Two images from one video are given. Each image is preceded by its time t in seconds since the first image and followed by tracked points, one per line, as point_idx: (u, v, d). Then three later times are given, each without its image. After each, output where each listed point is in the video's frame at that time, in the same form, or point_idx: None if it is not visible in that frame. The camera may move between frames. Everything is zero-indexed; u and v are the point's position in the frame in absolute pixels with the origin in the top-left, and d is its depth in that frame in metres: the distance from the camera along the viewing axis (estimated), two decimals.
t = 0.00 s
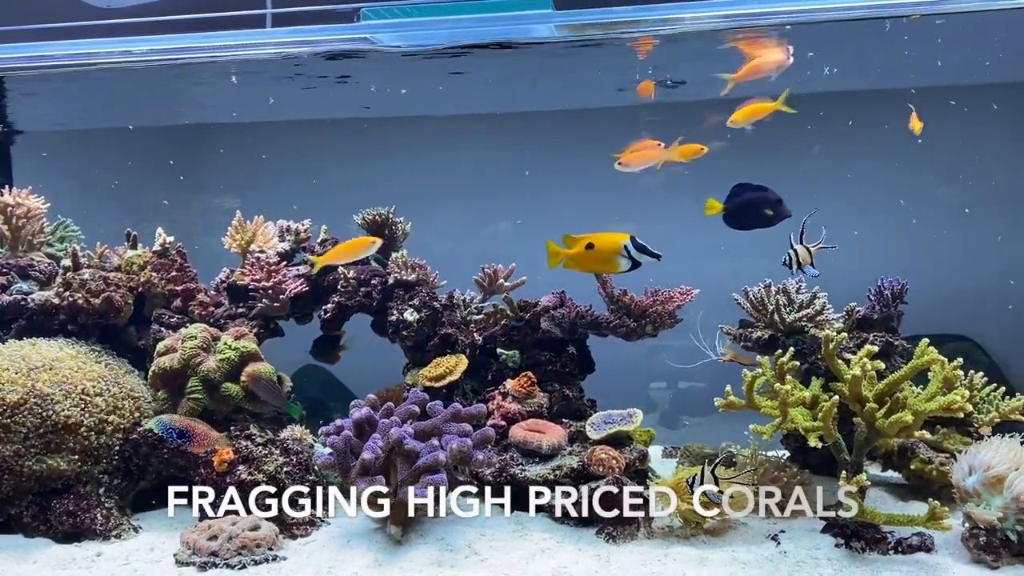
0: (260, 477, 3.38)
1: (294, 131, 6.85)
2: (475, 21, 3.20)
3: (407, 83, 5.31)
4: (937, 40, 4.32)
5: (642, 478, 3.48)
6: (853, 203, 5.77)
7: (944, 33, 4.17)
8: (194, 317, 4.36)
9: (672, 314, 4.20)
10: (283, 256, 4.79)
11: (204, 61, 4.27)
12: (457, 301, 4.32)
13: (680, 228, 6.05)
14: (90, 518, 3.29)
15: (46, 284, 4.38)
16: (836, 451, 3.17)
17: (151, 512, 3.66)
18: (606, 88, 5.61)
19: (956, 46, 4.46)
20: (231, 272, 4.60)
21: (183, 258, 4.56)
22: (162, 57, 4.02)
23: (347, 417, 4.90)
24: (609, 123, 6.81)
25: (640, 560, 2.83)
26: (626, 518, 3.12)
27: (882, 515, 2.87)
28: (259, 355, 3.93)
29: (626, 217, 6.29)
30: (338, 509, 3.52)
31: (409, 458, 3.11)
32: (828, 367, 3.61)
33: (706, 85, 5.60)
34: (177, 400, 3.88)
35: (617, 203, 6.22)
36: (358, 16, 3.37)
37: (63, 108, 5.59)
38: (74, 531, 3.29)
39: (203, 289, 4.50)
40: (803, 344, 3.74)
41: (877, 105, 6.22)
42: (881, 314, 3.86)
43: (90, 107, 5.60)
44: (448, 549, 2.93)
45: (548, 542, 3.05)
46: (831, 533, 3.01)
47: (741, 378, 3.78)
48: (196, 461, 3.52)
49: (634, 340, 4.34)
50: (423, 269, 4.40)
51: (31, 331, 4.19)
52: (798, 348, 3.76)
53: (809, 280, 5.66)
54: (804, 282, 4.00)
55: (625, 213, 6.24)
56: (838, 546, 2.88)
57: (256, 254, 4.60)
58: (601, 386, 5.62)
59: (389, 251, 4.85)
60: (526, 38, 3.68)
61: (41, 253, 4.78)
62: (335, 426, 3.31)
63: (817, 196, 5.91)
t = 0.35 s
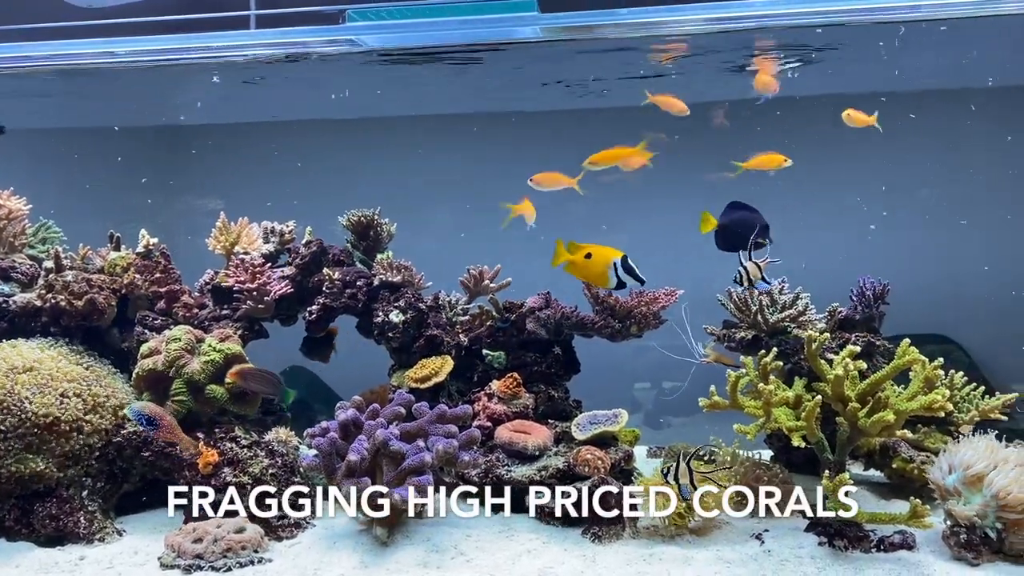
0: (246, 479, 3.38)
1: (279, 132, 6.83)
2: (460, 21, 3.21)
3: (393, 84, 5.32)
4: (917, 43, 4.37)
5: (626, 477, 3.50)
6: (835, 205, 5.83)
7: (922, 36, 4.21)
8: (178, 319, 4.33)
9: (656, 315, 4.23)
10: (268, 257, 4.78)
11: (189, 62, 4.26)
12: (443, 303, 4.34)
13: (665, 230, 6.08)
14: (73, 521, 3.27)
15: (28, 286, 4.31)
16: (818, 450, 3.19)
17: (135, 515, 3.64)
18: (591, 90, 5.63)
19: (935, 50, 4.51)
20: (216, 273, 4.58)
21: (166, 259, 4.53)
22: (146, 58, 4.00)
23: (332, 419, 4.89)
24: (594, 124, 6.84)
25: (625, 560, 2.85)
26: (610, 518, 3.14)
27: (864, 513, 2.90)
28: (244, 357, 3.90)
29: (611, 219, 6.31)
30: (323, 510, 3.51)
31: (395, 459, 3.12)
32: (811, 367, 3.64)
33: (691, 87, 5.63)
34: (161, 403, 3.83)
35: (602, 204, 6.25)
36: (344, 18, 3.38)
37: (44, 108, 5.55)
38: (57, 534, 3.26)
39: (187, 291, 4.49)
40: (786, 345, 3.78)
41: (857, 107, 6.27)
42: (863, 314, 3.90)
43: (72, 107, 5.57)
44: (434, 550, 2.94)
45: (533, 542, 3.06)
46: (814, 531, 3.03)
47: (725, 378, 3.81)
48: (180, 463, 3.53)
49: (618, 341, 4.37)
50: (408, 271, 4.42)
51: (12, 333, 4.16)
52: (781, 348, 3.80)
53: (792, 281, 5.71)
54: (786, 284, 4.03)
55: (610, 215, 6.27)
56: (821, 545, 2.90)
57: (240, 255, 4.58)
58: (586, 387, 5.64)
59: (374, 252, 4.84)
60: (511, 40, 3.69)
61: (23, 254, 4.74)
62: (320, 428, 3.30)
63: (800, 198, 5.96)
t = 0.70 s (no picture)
0: (230, 482, 3.39)
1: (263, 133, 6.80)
2: (448, 23, 3.22)
3: (379, 84, 5.30)
4: (900, 49, 4.40)
5: (613, 478, 3.51)
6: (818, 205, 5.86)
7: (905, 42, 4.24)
8: (161, 321, 4.29)
9: (641, 315, 4.23)
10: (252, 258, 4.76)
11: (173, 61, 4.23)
12: (428, 304, 4.32)
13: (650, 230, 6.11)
14: (55, 525, 3.23)
15: (9, 288, 4.29)
16: (804, 449, 3.21)
17: (118, 518, 3.61)
18: (576, 91, 5.65)
19: (918, 54, 4.54)
20: (200, 275, 4.55)
21: (150, 261, 4.54)
22: (129, 57, 3.97)
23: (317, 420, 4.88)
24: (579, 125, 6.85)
25: (612, 560, 2.85)
26: (596, 518, 3.14)
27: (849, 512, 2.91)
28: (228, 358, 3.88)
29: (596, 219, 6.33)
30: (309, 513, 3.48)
31: (382, 461, 3.11)
32: (796, 367, 3.66)
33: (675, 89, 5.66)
34: (145, 406, 3.79)
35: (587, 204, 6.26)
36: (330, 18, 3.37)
37: (24, 107, 5.48)
38: (39, 538, 3.23)
39: (171, 292, 4.45)
40: (771, 344, 3.80)
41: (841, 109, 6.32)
42: (847, 314, 3.92)
43: (54, 106, 5.52)
44: (420, 551, 2.93)
45: (520, 543, 3.06)
46: (798, 531, 3.04)
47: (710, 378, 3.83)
48: (164, 466, 3.51)
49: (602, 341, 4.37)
50: (393, 272, 4.43)
51: None
52: (766, 348, 3.81)
53: (776, 282, 5.74)
54: (770, 284, 4.05)
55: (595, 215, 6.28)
56: (806, 544, 2.92)
57: (224, 256, 4.58)
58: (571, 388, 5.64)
59: (359, 253, 4.82)
60: (497, 41, 3.69)
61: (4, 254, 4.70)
62: (306, 429, 3.28)
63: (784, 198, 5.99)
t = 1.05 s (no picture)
0: (213, 485, 3.36)
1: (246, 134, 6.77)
2: (432, 23, 3.21)
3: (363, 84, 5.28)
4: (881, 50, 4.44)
5: (598, 479, 3.51)
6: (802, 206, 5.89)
7: (887, 42, 4.26)
8: (143, 322, 4.25)
9: (628, 316, 4.23)
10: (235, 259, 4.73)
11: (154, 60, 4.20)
12: (413, 304, 4.29)
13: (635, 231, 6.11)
14: (34, 530, 3.20)
15: None
16: (788, 449, 3.22)
17: (99, 522, 3.57)
18: (561, 91, 5.65)
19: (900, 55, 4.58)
20: (182, 276, 4.51)
21: (132, 262, 4.50)
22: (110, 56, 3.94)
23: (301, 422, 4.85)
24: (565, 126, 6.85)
25: (598, 561, 2.84)
26: (582, 519, 3.14)
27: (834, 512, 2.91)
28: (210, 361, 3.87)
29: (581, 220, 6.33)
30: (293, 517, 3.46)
31: (366, 463, 3.08)
32: (780, 367, 3.66)
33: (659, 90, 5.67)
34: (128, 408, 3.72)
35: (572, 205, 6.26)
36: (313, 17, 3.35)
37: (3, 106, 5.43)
38: (18, 544, 3.19)
39: (152, 294, 4.42)
40: (755, 344, 3.79)
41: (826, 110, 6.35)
42: (830, 314, 3.93)
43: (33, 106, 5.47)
44: (406, 554, 2.91)
45: (506, 545, 3.04)
46: (783, 531, 3.05)
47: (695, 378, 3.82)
48: (146, 469, 3.47)
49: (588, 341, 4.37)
50: (378, 273, 4.41)
51: None
52: (751, 348, 3.80)
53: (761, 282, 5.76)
54: (754, 285, 4.07)
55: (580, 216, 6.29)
56: (791, 544, 2.92)
57: (207, 258, 4.55)
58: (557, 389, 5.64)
59: (343, 254, 4.80)
60: (481, 41, 3.68)
61: None
62: (290, 432, 3.25)
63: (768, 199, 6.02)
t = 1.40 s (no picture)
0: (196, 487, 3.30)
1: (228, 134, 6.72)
2: (416, 22, 3.21)
3: (346, 83, 5.26)
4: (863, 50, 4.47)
5: (582, 478, 3.50)
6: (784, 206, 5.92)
7: (869, 42, 4.30)
8: (123, 323, 4.19)
9: (611, 315, 4.24)
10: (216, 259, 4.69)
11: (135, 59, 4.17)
12: (397, 304, 4.26)
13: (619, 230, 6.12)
14: (12, 534, 3.16)
15: None
16: (772, 447, 3.22)
17: (78, 526, 3.53)
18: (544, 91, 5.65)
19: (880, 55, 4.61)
20: (162, 276, 4.46)
21: (111, 262, 4.45)
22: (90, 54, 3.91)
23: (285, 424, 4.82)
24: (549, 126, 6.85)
25: (583, 561, 2.84)
26: (567, 519, 3.13)
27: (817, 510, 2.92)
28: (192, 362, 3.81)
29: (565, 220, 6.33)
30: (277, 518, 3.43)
31: (349, 464, 3.06)
32: (763, 366, 3.69)
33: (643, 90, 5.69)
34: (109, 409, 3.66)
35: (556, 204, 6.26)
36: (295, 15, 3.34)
37: None
38: None
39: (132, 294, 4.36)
40: (738, 344, 3.81)
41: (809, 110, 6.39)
42: (812, 314, 3.96)
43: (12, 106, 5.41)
44: (390, 555, 2.89)
45: (491, 545, 3.03)
46: (767, 529, 3.05)
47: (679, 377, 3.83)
48: (127, 471, 3.43)
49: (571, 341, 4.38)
50: (362, 273, 4.38)
51: None
52: (734, 347, 3.82)
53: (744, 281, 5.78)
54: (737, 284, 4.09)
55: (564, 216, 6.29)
56: (775, 542, 2.93)
57: (188, 257, 4.50)
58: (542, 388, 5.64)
59: (326, 253, 4.77)
60: (465, 40, 3.68)
61: None
62: (272, 433, 3.23)
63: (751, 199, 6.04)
